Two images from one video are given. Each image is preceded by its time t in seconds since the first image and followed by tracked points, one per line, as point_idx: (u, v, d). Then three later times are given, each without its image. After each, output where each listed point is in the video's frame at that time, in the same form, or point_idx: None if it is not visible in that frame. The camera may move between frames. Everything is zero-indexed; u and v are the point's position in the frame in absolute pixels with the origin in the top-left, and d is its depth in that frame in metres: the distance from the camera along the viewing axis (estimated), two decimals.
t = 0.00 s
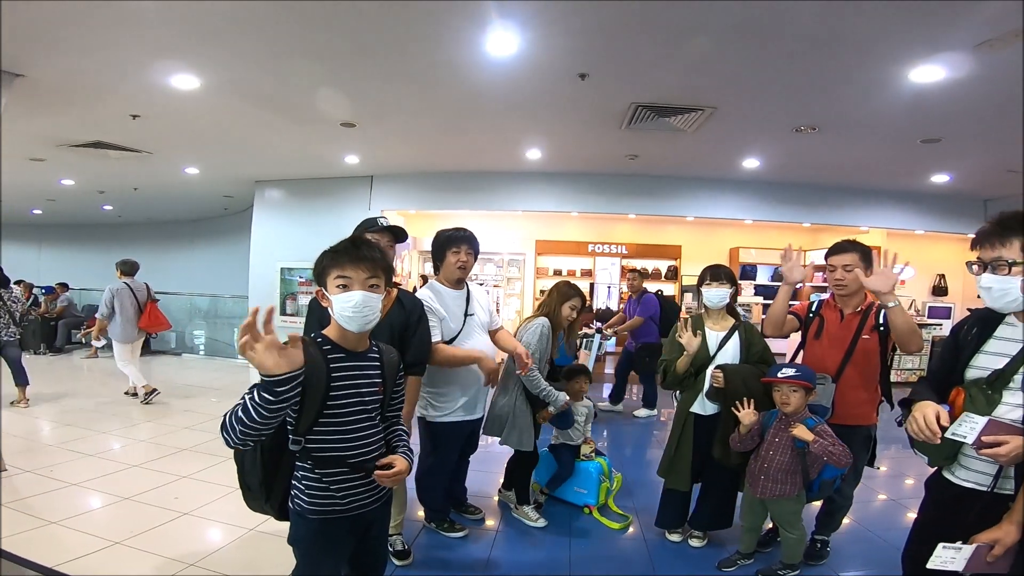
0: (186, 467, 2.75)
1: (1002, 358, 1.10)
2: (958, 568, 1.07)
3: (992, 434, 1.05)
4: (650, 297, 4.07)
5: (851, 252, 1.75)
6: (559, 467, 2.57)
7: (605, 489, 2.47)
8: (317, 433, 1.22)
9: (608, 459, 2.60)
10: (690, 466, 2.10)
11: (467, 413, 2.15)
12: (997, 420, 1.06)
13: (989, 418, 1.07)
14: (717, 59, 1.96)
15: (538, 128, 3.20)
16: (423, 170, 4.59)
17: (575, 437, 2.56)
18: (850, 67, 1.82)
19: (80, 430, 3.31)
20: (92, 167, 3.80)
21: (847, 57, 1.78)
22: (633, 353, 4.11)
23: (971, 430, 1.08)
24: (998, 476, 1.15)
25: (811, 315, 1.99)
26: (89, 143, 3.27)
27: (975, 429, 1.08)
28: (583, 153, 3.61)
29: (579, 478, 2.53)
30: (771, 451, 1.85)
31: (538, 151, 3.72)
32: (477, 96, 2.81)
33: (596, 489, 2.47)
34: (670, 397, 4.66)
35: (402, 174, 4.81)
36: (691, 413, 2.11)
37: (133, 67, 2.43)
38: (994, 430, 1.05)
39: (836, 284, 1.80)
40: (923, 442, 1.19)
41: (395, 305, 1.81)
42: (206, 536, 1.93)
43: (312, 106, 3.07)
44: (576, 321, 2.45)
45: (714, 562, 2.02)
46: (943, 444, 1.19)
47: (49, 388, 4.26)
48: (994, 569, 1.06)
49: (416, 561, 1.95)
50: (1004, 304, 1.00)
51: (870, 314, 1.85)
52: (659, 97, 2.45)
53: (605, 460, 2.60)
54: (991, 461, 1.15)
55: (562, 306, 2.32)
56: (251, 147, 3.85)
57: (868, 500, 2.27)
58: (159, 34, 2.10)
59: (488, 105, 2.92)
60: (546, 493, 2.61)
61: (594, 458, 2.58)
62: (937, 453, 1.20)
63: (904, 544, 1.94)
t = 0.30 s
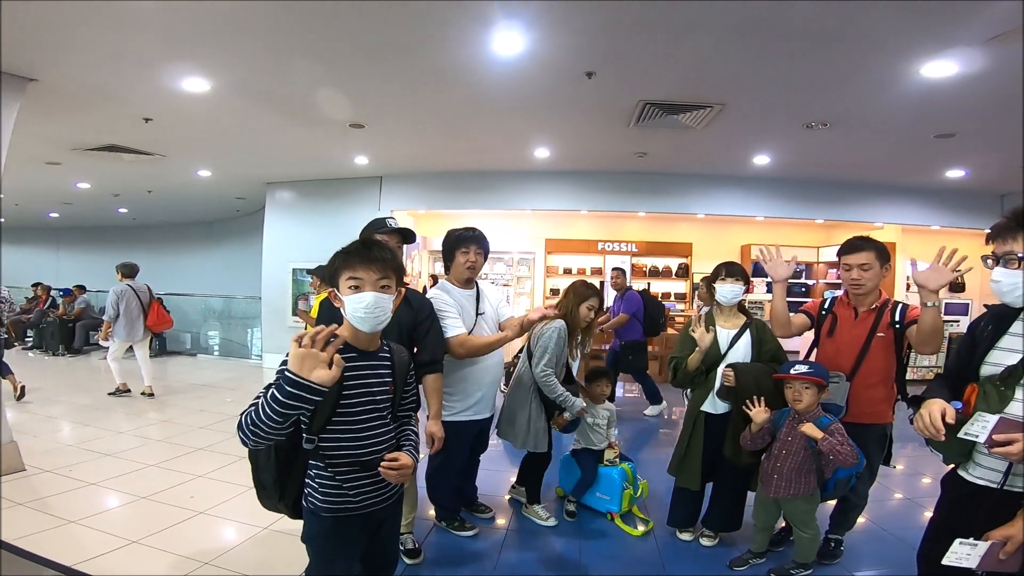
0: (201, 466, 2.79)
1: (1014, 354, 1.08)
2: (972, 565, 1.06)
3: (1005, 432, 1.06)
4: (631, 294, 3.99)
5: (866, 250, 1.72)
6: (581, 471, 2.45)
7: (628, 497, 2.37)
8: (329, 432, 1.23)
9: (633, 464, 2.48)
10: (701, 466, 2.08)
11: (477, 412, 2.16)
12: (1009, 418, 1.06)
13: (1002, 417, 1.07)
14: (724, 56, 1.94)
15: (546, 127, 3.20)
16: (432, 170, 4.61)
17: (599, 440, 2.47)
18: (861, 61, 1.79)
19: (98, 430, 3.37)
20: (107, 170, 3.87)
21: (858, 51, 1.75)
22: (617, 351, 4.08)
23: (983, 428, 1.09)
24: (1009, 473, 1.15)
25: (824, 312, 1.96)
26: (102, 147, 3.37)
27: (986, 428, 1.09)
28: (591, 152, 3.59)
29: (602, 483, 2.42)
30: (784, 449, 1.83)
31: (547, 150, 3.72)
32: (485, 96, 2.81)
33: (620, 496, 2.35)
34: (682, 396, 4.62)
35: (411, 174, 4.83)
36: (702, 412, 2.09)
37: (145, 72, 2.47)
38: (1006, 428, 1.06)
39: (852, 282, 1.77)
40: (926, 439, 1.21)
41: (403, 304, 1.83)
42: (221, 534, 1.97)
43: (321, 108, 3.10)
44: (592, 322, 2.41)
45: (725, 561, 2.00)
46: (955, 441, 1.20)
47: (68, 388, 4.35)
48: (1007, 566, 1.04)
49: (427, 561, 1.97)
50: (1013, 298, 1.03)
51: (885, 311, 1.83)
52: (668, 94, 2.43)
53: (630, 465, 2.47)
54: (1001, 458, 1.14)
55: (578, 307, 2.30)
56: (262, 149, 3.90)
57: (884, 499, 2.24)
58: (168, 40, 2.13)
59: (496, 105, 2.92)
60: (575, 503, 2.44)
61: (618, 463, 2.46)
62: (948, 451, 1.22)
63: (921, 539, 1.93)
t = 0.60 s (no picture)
0: (218, 465, 2.84)
1: None
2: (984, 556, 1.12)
3: (1022, 430, 1.06)
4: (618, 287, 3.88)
5: (883, 244, 1.69)
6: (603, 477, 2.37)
7: (652, 506, 2.27)
8: (344, 430, 1.25)
9: (658, 473, 2.37)
10: (713, 464, 2.08)
11: (488, 411, 2.17)
12: None
13: (1019, 413, 1.07)
14: (733, 50, 1.92)
15: (556, 126, 3.19)
16: (443, 171, 4.64)
17: (621, 444, 2.42)
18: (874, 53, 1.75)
19: (117, 430, 3.44)
20: (125, 174, 3.95)
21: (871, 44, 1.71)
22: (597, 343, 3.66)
23: (1000, 425, 1.09)
24: None
25: (838, 308, 1.93)
26: (118, 150, 3.44)
27: (1004, 426, 1.09)
28: (601, 151, 3.57)
29: (624, 490, 2.32)
30: (796, 448, 1.82)
31: (556, 149, 3.71)
32: (493, 96, 2.81)
33: (641, 504, 2.25)
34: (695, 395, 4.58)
35: (422, 175, 4.85)
36: (714, 411, 2.07)
37: (158, 76, 2.51)
38: None
39: (870, 277, 1.73)
40: (944, 439, 1.20)
41: (414, 304, 1.85)
42: (237, 532, 2.00)
43: (333, 110, 3.13)
44: (608, 322, 2.40)
45: (738, 560, 1.98)
46: (974, 438, 1.18)
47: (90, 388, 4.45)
48: (1019, 561, 1.10)
49: (438, 558, 1.98)
50: None
51: (901, 307, 1.79)
52: (677, 91, 2.40)
53: (654, 473, 2.37)
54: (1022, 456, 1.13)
55: (594, 306, 2.29)
56: (274, 151, 3.94)
57: (901, 498, 2.19)
58: (180, 44, 2.16)
59: (504, 104, 2.92)
60: (605, 514, 2.33)
61: (641, 471, 2.37)
62: (968, 449, 1.20)
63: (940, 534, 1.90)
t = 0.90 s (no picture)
0: (231, 465, 2.88)
1: None
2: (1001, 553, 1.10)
3: None
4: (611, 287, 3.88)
5: (898, 241, 1.64)
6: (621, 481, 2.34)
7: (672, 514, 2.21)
8: (361, 429, 1.26)
9: (680, 478, 2.33)
10: (723, 463, 2.07)
11: (499, 412, 2.16)
12: None
13: None
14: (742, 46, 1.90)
15: (563, 125, 3.18)
16: (452, 171, 4.65)
17: (642, 449, 2.46)
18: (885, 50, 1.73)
19: (133, 432, 3.48)
20: (139, 177, 4.00)
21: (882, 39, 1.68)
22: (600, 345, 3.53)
23: None
24: None
25: (852, 308, 1.90)
26: (133, 153, 3.48)
27: None
28: (610, 150, 3.55)
29: (645, 496, 2.28)
30: (810, 446, 1.79)
31: (564, 148, 3.70)
32: (501, 95, 2.81)
33: (661, 511, 2.20)
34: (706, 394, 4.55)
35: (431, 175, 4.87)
36: (726, 409, 2.06)
37: (171, 79, 2.55)
38: None
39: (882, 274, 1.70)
40: (966, 439, 1.20)
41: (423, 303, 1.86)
42: (251, 532, 2.02)
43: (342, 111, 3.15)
44: (621, 323, 2.44)
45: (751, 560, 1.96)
46: (997, 437, 1.17)
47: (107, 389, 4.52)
48: None
49: (449, 558, 1.98)
50: None
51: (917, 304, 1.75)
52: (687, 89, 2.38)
53: (676, 480, 2.33)
54: None
55: (605, 307, 2.35)
56: (284, 153, 3.98)
57: (917, 499, 2.15)
58: (192, 48, 2.19)
59: (512, 104, 2.91)
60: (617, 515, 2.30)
61: (663, 476, 2.33)
62: (990, 449, 1.18)
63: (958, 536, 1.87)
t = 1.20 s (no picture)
0: (242, 465, 2.92)
1: None
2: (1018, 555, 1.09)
3: None
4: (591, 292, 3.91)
5: (909, 242, 1.63)
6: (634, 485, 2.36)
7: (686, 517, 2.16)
8: (376, 426, 1.28)
9: (695, 483, 2.33)
10: (731, 464, 2.08)
11: (510, 414, 2.18)
12: None
13: None
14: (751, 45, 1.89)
15: (571, 126, 3.19)
16: (460, 172, 4.68)
17: (655, 453, 2.47)
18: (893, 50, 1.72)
19: (146, 433, 3.52)
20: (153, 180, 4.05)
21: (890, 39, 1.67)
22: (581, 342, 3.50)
23: None
24: None
25: (864, 309, 1.87)
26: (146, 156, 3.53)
27: None
28: (618, 151, 3.55)
29: (659, 500, 2.27)
30: (822, 449, 1.78)
31: (573, 149, 3.71)
32: (509, 97, 2.81)
33: (677, 515, 2.17)
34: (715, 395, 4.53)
35: (439, 176, 4.88)
36: (734, 411, 2.08)
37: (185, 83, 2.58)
38: None
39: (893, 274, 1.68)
40: (981, 440, 1.21)
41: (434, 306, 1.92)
42: (262, 531, 2.05)
43: (350, 113, 3.17)
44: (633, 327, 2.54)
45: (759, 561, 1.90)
46: (1011, 439, 1.19)
47: (121, 390, 4.56)
48: None
49: (457, 559, 2.00)
50: None
51: (928, 307, 1.73)
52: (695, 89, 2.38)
53: (690, 483, 2.34)
54: None
55: (618, 312, 2.47)
56: (295, 156, 4.03)
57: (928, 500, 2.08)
58: (206, 52, 2.22)
59: (520, 106, 2.93)
60: (627, 516, 2.32)
61: (677, 481, 2.33)
62: (1003, 451, 1.21)
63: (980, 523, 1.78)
